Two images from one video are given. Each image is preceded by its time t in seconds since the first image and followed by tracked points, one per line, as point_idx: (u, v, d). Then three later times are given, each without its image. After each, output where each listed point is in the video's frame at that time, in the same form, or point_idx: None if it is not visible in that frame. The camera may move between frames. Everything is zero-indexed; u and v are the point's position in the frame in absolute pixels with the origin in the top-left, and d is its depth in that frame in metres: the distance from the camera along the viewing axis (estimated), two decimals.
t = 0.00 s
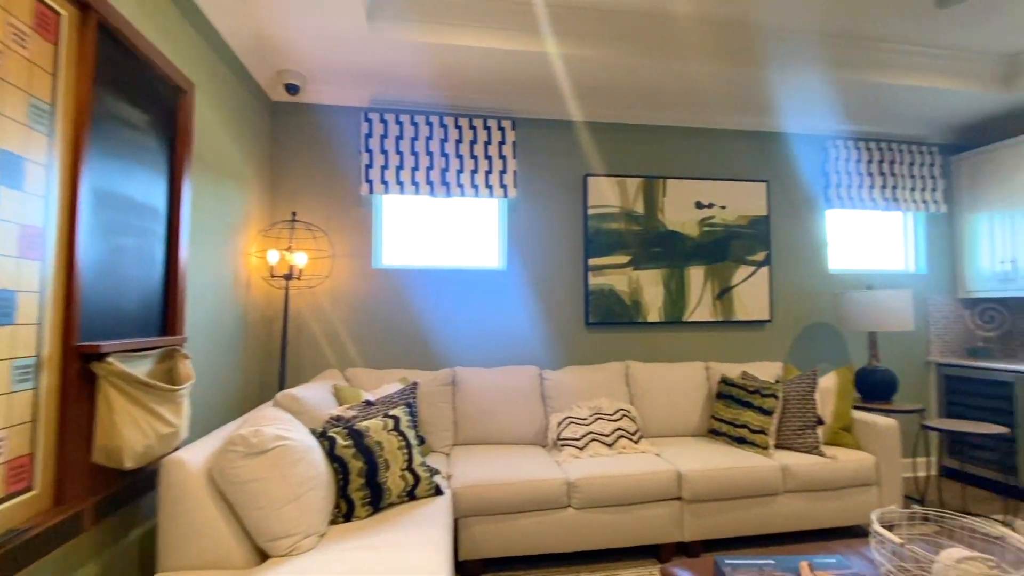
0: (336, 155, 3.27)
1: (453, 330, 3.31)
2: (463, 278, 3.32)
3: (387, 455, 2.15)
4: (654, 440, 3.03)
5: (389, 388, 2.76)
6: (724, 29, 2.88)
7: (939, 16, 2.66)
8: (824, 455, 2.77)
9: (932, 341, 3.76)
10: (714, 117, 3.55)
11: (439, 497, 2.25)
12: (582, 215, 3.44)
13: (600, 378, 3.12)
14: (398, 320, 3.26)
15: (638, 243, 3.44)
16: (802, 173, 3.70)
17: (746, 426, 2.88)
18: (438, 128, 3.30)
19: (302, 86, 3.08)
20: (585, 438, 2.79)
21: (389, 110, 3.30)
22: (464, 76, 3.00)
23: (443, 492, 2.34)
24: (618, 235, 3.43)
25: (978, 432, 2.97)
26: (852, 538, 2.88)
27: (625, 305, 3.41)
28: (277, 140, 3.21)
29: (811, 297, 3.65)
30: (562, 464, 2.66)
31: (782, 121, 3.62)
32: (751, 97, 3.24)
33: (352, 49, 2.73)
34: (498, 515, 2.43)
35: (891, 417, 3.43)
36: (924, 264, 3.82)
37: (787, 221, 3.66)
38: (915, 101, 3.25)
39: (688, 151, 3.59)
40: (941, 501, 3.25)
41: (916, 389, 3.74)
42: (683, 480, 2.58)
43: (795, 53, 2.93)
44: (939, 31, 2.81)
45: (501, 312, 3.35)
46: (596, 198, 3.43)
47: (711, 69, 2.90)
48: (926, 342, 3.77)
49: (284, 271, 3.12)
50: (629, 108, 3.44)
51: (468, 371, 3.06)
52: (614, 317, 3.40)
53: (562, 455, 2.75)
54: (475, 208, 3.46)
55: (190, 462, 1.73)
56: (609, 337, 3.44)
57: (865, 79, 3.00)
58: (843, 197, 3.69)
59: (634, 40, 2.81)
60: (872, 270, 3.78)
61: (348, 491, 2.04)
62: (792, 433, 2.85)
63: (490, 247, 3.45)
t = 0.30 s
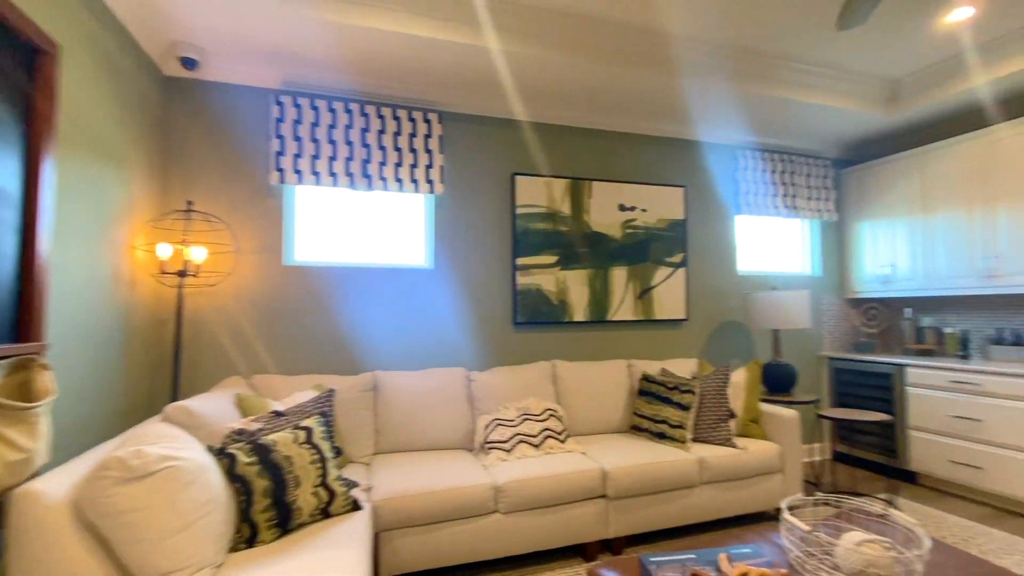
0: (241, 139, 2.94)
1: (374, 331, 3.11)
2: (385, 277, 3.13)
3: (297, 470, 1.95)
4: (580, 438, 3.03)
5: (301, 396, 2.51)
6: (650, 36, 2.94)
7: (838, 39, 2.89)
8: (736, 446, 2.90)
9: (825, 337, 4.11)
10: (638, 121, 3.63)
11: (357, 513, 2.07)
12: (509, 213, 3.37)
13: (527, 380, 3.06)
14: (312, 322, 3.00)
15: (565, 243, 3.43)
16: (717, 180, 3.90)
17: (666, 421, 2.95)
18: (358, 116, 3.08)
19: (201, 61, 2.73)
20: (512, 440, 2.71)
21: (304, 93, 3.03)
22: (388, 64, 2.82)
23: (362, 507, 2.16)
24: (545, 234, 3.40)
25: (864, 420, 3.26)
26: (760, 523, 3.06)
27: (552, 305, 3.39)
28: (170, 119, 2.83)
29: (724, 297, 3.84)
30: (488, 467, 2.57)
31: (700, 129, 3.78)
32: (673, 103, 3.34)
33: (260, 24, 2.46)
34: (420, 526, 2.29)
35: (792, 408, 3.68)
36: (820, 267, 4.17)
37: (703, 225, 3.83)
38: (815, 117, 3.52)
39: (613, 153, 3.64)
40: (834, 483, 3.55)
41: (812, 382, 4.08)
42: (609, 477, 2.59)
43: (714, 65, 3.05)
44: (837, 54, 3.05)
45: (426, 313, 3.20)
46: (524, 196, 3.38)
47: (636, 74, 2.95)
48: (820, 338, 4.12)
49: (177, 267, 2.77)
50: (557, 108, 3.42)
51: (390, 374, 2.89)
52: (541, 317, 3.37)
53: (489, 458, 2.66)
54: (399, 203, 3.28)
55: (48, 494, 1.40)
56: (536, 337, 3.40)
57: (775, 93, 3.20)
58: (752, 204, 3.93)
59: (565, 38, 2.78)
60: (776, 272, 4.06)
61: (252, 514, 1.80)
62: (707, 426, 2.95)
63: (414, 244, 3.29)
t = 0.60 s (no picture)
0: (125, 114, 2.56)
1: (284, 333, 2.83)
2: (297, 274, 2.87)
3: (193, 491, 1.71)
4: (505, 439, 2.97)
5: (196, 406, 2.22)
6: (578, 38, 2.96)
7: (748, 56, 3.10)
8: (655, 439, 2.94)
9: (730, 334, 4.40)
10: (565, 123, 3.66)
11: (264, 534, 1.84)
12: (434, 209, 3.25)
13: (452, 381, 2.96)
14: (211, 322, 2.68)
15: (491, 241, 3.36)
16: (636, 184, 4.03)
17: (589, 418, 2.95)
18: (267, 97, 2.80)
19: (74, 21, 2.34)
20: (438, 444, 2.61)
21: (203, 68, 2.71)
22: (303, 43, 2.59)
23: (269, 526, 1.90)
24: (471, 231, 3.31)
25: (767, 410, 3.52)
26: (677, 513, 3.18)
27: (478, 304, 3.31)
28: (32, 85, 2.39)
29: (643, 297, 3.96)
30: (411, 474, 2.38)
31: (621, 134, 3.89)
32: (598, 106, 3.40)
33: None
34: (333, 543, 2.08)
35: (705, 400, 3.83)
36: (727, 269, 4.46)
37: (624, 227, 3.94)
38: (725, 128, 3.75)
39: (539, 152, 3.64)
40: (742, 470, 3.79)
41: (720, 376, 4.34)
42: (535, 478, 2.50)
43: (637, 72, 3.15)
44: (745, 70, 3.27)
45: (343, 312, 2.98)
46: (449, 192, 3.27)
47: (564, 75, 2.97)
48: (727, 336, 4.41)
49: (37, 259, 2.29)
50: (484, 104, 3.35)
51: (302, 379, 2.65)
52: (467, 316, 3.28)
53: (411, 464, 2.50)
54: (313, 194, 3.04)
55: None
56: (461, 337, 3.30)
57: (692, 101, 3.36)
58: (668, 208, 4.11)
59: (494, 33, 2.72)
60: (689, 273, 4.28)
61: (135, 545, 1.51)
62: (628, 420, 2.98)
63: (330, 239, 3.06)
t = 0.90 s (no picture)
0: None
1: (178, 336, 2.51)
2: (193, 269, 2.56)
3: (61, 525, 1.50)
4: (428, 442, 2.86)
5: (65, 422, 1.88)
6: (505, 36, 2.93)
7: (664, 66, 3.25)
8: (577, 437, 2.92)
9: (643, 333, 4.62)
10: (490, 120, 3.61)
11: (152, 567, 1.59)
12: (352, 202, 3.06)
13: (370, 385, 2.79)
14: (85, 325, 2.30)
15: (414, 237, 3.23)
16: (559, 186, 4.08)
17: (514, 418, 2.90)
18: (156, 70, 2.46)
19: None
20: (355, 453, 2.43)
21: (74, 30, 2.31)
22: (203, 12, 2.31)
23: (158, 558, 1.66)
24: (392, 227, 3.16)
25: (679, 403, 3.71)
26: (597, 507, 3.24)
27: (399, 303, 3.16)
28: None
29: (566, 296, 4.01)
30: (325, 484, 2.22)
31: (545, 136, 3.92)
32: (524, 106, 3.39)
33: None
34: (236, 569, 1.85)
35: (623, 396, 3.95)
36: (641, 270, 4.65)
37: (547, 227, 3.96)
38: (641, 135, 3.92)
39: (463, 150, 3.56)
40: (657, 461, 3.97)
41: (636, 372, 4.52)
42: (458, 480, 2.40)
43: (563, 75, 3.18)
44: (661, 80, 3.43)
45: (249, 312, 2.70)
46: (369, 185, 3.10)
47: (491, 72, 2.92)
48: (641, 334, 4.61)
49: None
50: (407, 95, 3.21)
51: (200, 386, 2.36)
52: (387, 316, 3.13)
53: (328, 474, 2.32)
54: (214, 181, 2.74)
55: None
56: (380, 338, 3.13)
57: (612, 106, 3.47)
58: (589, 210, 4.20)
59: (420, 22, 2.61)
60: (608, 274, 4.41)
61: None
62: (551, 418, 2.95)
63: (234, 232, 2.78)
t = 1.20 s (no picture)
0: None
1: (42, 340, 2.13)
2: (63, 262, 2.18)
3: None
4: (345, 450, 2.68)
5: None
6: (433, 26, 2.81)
7: (588, 71, 3.32)
8: (503, 437, 2.89)
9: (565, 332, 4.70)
10: (414, 113, 3.47)
11: None
12: (260, 192, 2.79)
13: (282, 391, 2.57)
14: None
15: (330, 231, 3.02)
16: (484, 184, 4.02)
17: (439, 420, 2.79)
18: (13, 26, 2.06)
19: None
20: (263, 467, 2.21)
21: None
22: None
23: None
24: (306, 220, 2.93)
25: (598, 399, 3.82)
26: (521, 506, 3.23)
27: (313, 302, 2.94)
28: None
29: (490, 295, 3.96)
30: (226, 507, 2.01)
31: (470, 132, 3.84)
32: (450, 100, 3.30)
33: None
34: None
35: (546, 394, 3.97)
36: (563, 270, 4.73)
37: (471, 225, 3.89)
38: (564, 137, 3.98)
39: (385, 142, 3.39)
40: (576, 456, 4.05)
41: (558, 370, 4.59)
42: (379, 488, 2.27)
43: (490, 71, 3.13)
44: (585, 84, 3.50)
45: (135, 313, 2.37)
46: (279, 173, 2.84)
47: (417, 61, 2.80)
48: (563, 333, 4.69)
49: None
50: (325, 80, 2.99)
51: (70, 395, 2.00)
52: (299, 316, 2.89)
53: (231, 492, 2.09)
54: (90, 162, 2.35)
55: None
56: (291, 339, 2.89)
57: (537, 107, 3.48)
58: (514, 209, 4.19)
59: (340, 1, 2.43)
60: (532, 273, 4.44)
61: None
62: (477, 419, 2.88)
63: (116, 221, 2.41)
